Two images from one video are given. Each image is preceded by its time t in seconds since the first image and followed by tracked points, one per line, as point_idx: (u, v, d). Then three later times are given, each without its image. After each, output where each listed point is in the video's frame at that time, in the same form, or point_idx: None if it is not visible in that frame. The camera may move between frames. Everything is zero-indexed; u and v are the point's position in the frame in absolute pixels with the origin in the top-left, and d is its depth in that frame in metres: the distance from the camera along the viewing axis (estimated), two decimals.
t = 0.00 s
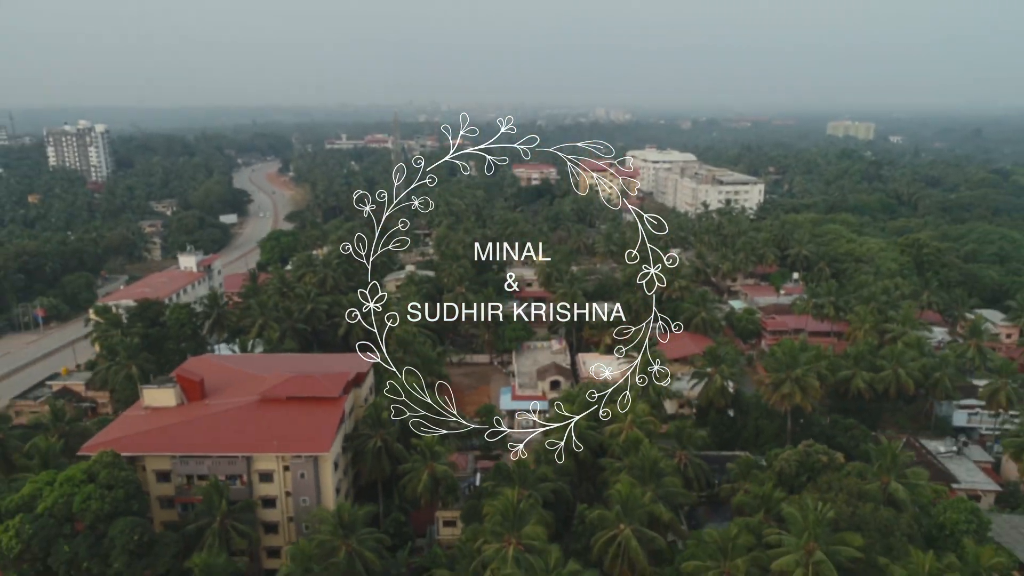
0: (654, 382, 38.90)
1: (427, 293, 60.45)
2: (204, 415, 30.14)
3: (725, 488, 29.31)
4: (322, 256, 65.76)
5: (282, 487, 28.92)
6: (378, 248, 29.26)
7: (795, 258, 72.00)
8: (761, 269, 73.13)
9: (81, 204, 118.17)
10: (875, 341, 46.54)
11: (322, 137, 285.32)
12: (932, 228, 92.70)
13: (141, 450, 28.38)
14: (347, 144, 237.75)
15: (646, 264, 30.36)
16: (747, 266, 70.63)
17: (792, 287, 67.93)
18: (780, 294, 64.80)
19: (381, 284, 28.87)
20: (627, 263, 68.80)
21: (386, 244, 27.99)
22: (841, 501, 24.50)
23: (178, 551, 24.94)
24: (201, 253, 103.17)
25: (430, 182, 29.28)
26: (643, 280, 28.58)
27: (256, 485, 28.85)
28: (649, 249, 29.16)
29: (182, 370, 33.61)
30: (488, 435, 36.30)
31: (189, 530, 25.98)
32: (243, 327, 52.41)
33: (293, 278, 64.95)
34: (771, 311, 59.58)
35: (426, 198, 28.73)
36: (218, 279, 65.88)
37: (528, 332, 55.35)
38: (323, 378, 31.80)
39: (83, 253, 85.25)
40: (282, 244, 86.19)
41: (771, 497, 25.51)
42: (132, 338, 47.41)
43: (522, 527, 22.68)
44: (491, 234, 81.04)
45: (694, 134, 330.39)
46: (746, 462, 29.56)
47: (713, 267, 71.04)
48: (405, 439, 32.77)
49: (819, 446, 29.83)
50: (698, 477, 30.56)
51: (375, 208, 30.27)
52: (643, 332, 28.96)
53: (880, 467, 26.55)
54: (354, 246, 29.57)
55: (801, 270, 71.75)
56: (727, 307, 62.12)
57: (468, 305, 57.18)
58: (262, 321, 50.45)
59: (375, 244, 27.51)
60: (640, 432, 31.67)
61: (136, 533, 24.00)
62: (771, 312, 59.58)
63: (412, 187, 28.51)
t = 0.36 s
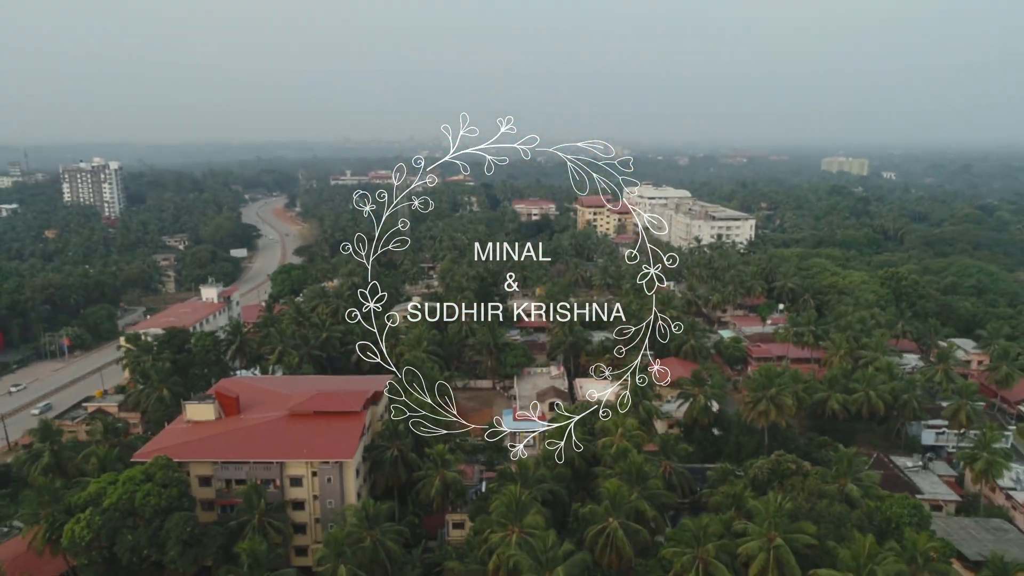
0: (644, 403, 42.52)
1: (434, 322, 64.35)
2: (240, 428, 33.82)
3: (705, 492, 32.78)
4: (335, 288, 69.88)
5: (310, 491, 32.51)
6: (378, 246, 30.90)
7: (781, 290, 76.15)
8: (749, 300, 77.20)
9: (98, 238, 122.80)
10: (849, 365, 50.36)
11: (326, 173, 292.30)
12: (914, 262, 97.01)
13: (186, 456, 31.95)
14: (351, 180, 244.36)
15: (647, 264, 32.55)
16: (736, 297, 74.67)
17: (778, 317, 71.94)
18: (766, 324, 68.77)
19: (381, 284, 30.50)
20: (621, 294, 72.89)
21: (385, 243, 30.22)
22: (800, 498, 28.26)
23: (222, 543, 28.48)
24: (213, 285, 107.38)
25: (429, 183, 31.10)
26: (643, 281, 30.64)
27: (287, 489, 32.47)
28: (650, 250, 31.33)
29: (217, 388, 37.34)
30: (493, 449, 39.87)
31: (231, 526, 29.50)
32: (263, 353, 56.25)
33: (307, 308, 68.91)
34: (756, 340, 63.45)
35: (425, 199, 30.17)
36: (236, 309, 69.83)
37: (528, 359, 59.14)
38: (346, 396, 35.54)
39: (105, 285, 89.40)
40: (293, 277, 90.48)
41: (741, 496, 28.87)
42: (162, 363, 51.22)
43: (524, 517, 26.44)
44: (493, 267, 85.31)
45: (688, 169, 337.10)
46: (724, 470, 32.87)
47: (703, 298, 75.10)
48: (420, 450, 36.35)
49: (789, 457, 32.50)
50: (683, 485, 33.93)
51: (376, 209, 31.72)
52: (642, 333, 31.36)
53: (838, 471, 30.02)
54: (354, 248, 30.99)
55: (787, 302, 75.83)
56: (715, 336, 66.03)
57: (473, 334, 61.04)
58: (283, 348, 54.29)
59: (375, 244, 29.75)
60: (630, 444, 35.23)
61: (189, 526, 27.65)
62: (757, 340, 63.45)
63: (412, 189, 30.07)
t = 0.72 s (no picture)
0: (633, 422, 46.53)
1: (439, 349, 68.56)
2: (269, 443, 37.86)
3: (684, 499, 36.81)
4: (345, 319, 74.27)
5: (332, 498, 36.39)
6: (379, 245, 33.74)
7: (767, 322, 80.54)
8: (736, 330, 81.54)
9: (114, 272, 127.59)
10: (823, 389, 54.46)
11: (331, 208, 298.80)
12: (897, 294, 101.56)
13: (222, 466, 35.91)
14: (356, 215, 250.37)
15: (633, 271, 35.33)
16: (724, 327, 79.07)
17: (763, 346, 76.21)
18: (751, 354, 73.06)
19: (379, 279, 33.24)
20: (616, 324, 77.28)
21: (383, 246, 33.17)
22: (764, 500, 32.36)
23: (257, 540, 32.53)
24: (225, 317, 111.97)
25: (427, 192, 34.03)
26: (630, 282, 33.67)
27: (312, 496, 36.37)
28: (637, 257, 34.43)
29: (246, 409, 41.45)
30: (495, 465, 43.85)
31: (264, 526, 33.50)
32: (280, 379, 60.40)
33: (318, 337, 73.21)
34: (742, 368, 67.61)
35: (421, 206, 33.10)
36: (252, 339, 74.22)
37: (527, 384, 63.25)
38: (363, 415, 39.69)
39: (124, 316, 93.85)
40: (303, 309, 94.96)
41: (713, 499, 32.95)
42: (188, 387, 55.44)
43: (522, 516, 30.59)
44: (494, 299, 89.87)
45: (683, 204, 344.00)
46: (701, 479, 36.70)
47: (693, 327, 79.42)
48: (429, 462, 40.37)
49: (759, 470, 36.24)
50: (666, 494, 37.69)
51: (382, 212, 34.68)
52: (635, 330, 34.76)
53: (800, 479, 34.14)
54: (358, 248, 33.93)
55: (773, 331, 80.15)
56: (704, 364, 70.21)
57: (476, 361, 65.26)
58: (299, 374, 58.54)
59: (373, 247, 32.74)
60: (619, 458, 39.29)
61: (229, 524, 31.69)
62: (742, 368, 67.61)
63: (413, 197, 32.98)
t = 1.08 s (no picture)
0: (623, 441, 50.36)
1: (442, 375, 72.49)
2: (290, 457, 41.69)
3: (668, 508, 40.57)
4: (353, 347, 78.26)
5: (348, 507, 40.03)
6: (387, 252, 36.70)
7: (755, 350, 84.58)
8: (726, 357, 85.50)
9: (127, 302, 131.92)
10: (802, 411, 58.35)
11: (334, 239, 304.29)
12: (882, 323, 105.67)
13: (249, 477, 39.67)
14: (359, 246, 255.48)
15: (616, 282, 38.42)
16: (714, 354, 83.07)
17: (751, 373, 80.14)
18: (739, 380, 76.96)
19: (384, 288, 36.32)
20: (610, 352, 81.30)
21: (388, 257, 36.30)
22: (737, 507, 36.15)
23: (283, 542, 36.27)
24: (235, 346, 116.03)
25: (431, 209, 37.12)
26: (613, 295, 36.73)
27: (329, 505, 40.02)
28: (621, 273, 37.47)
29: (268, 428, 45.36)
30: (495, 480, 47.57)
31: (288, 531, 37.22)
32: (294, 403, 64.16)
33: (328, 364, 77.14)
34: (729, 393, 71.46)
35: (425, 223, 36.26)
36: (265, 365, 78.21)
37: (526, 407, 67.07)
38: (376, 432, 43.64)
39: (140, 344, 97.88)
40: (312, 337, 99.01)
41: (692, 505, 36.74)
42: (209, 409, 59.30)
43: (521, 519, 34.37)
44: (495, 328, 94.01)
45: (680, 235, 349.79)
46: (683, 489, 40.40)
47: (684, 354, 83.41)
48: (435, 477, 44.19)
49: (736, 482, 39.97)
50: (651, 504, 41.51)
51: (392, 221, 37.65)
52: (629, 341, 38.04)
53: (770, 488, 37.96)
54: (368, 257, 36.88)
55: (761, 359, 84.13)
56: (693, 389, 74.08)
57: (478, 385, 69.17)
58: (312, 397, 62.47)
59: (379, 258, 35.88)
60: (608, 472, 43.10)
61: (258, 528, 35.49)
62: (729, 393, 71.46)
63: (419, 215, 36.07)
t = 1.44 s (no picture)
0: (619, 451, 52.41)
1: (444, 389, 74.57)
2: (301, 465, 43.77)
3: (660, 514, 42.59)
4: (357, 362, 80.36)
5: (356, 513, 42.02)
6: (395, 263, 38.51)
7: (749, 365, 86.68)
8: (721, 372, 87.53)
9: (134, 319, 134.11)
10: (793, 423, 60.35)
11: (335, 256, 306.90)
12: (875, 339, 107.77)
13: (262, 484, 41.70)
14: (361, 263, 257.75)
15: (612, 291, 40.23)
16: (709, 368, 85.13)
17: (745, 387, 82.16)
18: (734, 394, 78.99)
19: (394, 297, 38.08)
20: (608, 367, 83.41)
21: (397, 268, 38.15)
22: (725, 512, 38.17)
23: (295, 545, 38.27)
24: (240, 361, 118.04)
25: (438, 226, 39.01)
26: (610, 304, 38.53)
27: (338, 511, 42.02)
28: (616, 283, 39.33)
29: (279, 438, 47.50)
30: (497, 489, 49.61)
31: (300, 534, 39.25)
32: (301, 416, 66.16)
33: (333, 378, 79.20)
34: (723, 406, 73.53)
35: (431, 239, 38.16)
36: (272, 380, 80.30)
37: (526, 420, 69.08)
38: (382, 443, 45.72)
39: (148, 359, 99.94)
40: (316, 352, 101.11)
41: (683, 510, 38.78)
42: (219, 421, 61.35)
43: (520, 523, 36.40)
44: (496, 344, 96.06)
45: (679, 251, 352.48)
46: (675, 497, 42.35)
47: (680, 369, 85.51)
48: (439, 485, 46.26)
49: (725, 490, 41.90)
50: (645, 511, 43.55)
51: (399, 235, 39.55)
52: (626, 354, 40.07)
53: (757, 494, 40.02)
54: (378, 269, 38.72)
55: (755, 373, 86.17)
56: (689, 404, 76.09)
57: (479, 399, 71.21)
58: (319, 410, 64.54)
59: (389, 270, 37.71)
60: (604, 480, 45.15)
61: (272, 531, 37.52)
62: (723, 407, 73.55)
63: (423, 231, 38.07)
